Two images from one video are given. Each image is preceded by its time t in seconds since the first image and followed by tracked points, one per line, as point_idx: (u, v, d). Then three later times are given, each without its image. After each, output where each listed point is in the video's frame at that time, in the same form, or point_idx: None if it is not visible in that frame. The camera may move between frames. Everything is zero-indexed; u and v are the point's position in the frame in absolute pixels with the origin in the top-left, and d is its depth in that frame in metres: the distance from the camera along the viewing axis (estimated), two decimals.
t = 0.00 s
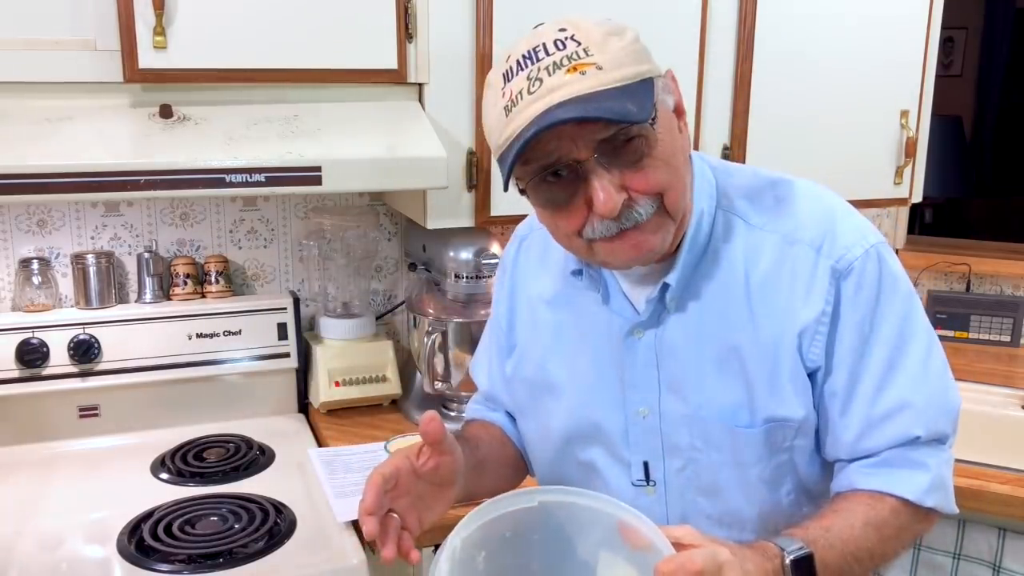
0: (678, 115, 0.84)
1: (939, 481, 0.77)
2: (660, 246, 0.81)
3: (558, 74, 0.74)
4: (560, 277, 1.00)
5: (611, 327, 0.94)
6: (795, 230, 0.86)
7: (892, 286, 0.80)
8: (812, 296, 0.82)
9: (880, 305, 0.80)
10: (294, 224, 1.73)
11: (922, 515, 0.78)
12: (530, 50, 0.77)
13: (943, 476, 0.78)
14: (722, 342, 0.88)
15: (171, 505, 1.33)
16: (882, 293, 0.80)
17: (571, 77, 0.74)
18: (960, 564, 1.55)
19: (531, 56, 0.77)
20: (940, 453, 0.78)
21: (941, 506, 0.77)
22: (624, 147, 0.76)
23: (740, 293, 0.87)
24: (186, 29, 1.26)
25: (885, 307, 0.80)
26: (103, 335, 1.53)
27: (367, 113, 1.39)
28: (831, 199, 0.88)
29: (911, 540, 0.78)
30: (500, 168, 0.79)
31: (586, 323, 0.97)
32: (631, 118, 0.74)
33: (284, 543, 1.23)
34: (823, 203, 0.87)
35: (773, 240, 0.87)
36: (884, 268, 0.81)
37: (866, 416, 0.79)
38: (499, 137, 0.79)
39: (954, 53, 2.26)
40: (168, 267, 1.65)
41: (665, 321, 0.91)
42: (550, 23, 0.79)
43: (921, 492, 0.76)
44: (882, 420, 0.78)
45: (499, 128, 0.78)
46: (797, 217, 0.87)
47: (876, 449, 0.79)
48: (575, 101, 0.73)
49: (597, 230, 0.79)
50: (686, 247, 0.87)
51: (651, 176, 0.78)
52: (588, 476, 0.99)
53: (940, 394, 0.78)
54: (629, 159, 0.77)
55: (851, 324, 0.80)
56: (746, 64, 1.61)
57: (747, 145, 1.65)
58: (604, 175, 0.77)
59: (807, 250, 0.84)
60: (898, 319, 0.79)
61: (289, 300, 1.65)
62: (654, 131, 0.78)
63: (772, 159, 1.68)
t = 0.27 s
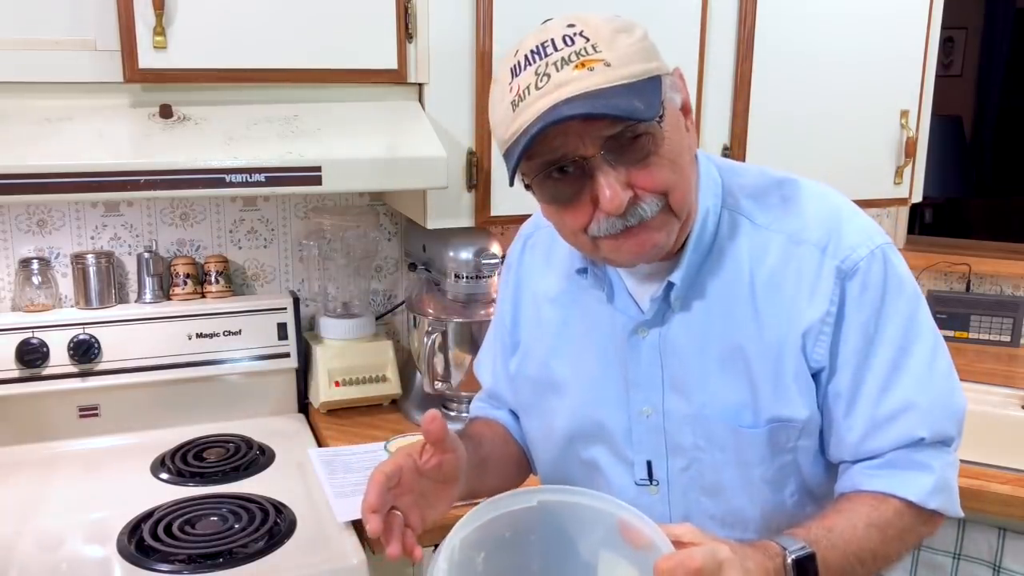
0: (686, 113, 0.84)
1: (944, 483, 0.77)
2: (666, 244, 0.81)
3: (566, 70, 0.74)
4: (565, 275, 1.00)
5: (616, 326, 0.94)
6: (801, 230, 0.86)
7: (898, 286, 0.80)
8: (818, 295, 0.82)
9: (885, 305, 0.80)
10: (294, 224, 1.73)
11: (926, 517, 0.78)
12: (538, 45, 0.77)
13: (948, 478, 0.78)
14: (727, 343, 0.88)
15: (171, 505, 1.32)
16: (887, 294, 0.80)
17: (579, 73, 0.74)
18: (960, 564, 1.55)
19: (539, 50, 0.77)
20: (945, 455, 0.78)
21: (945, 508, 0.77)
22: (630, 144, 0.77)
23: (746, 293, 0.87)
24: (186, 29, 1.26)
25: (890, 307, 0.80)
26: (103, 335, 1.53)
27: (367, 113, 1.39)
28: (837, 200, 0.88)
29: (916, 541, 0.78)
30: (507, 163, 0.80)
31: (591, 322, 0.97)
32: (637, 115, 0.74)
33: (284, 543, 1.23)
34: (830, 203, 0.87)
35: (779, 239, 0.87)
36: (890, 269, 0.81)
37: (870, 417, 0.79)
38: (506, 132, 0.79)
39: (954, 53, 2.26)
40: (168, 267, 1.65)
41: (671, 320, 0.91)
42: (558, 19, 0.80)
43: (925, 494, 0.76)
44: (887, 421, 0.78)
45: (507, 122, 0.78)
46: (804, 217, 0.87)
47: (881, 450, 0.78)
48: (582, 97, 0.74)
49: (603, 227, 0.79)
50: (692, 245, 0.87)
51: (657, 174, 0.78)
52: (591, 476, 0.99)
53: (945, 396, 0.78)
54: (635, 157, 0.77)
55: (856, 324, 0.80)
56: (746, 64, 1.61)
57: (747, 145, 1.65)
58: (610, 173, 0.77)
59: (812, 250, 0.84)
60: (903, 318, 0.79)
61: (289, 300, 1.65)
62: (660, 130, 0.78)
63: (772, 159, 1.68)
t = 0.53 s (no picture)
0: (689, 116, 0.84)
1: (945, 484, 0.77)
2: (668, 250, 0.81)
3: (569, 75, 0.74)
4: (568, 275, 1.00)
5: (618, 325, 0.94)
6: (803, 229, 0.86)
7: (901, 286, 0.80)
8: (820, 295, 0.82)
9: (888, 305, 0.80)
10: (294, 224, 1.73)
11: (928, 517, 0.78)
12: (542, 49, 0.77)
13: (949, 479, 0.77)
14: (729, 343, 0.88)
15: (171, 505, 1.32)
16: (890, 294, 0.80)
17: (583, 78, 0.73)
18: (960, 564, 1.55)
19: (542, 55, 0.77)
20: (946, 456, 0.78)
21: (947, 509, 0.77)
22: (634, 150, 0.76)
23: (748, 293, 0.87)
24: (186, 29, 1.26)
25: (894, 307, 0.80)
26: (103, 335, 1.53)
27: (367, 113, 1.39)
28: (841, 200, 0.88)
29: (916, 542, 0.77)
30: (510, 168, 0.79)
31: (594, 322, 0.97)
32: (642, 122, 0.74)
33: (284, 543, 1.23)
34: (833, 204, 0.87)
35: (782, 239, 0.87)
36: (893, 269, 0.80)
37: (872, 417, 0.79)
38: (509, 136, 0.79)
39: (954, 53, 2.26)
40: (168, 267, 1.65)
41: (673, 319, 0.90)
42: (561, 22, 0.79)
43: (926, 495, 0.75)
44: (888, 422, 0.78)
45: (510, 126, 0.78)
46: (807, 217, 0.86)
47: (883, 451, 0.78)
48: (586, 103, 0.73)
49: (606, 232, 0.79)
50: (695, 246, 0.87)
51: (659, 179, 0.78)
52: (592, 475, 0.99)
53: (947, 397, 0.78)
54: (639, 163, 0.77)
55: (858, 324, 0.80)
56: (746, 64, 1.61)
57: (747, 145, 1.65)
58: (614, 179, 0.77)
59: (815, 250, 0.84)
60: (905, 318, 0.79)
61: (289, 300, 1.65)
62: (663, 134, 0.78)
63: (772, 159, 1.68)
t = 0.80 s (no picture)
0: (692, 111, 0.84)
1: (944, 484, 0.77)
2: (670, 245, 0.81)
3: (573, 70, 0.74)
4: (570, 271, 1.01)
5: (619, 321, 0.94)
6: (805, 227, 0.86)
7: (902, 286, 0.80)
8: (821, 293, 0.82)
9: (888, 304, 0.80)
10: (294, 225, 1.73)
11: (926, 517, 0.78)
12: (547, 43, 0.77)
13: (948, 480, 0.77)
14: (730, 340, 0.88)
15: (171, 505, 1.32)
16: (891, 293, 0.80)
17: (586, 73, 0.73)
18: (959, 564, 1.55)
19: (547, 49, 0.77)
20: (945, 457, 0.78)
21: (945, 509, 0.77)
22: (637, 145, 0.77)
23: (749, 290, 0.87)
24: (186, 29, 1.26)
25: (895, 306, 0.79)
26: (103, 335, 1.53)
27: (368, 113, 1.39)
28: (843, 198, 0.88)
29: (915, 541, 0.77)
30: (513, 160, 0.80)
31: (595, 318, 0.97)
32: (645, 116, 0.74)
33: (284, 543, 1.23)
34: (835, 202, 0.86)
35: (784, 237, 0.87)
36: (895, 268, 0.80)
37: (871, 415, 0.79)
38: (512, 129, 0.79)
39: (954, 53, 2.26)
40: (169, 267, 1.65)
41: (675, 316, 0.91)
42: (567, 17, 0.79)
43: (924, 495, 0.75)
44: (887, 421, 0.78)
45: (513, 119, 0.78)
46: (809, 214, 0.86)
47: (882, 450, 0.78)
48: (588, 98, 0.73)
49: (609, 226, 0.79)
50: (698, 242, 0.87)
51: (662, 175, 0.78)
52: (592, 472, 0.99)
53: (947, 397, 0.78)
54: (642, 157, 0.77)
55: (858, 323, 0.80)
56: (746, 64, 1.61)
57: (747, 145, 1.65)
58: (616, 174, 0.77)
59: (817, 248, 0.84)
60: (906, 317, 0.79)
61: (289, 300, 1.65)
62: (666, 130, 0.78)
63: (771, 159, 1.68)
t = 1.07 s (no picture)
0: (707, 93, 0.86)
1: (933, 473, 0.73)
2: (687, 221, 0.83)
3: (591, 49, 0.76)
4: (584, 253, 1.04)
5: (627, 302, 0.98)
6: (814, 215, 0.87)
7: (905, 275, 0.79)
8: (823, 278, 0.83)
9: (888, 291, 0.79)
10: (294, 224, 1.73)
11: (916, 510, 0.74)
12: (564, 25, 0.79)
13: (939, 470, 0.74)
14: (733, 323, 0.90)
15: (171, 505, 1.32)
16: (892, 281, 0.79)
17: (605, 52, 0.75)
18: (959, 564, 1.55)
19: (565, 31, 0.79)
20: (939, 449, 0.75)
21: (931, 502, 0.74)
22: (654, 122, 0.79)
23: (755, 274, 0.89)
24: (186, 29, 1.26)
25: (896, 294, 0.79)
26: (103, 335, 1.53)
27: (368, 113, 1.39)
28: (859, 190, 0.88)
29: (898, 535, 0.74)
30: (532, 139, 0.82)
31: (605, 299, 1.00)
32: (663, 95, 0.76)
33: (284, 543, 1.23)
34: (849, 194, 0.87)
35: (793, 225, 0.88)
36: (899, 258, 0.80)
37: (862, 401, 0.79)
38: (530, 108, 0.81)
39: (954, 53, 2.26)
40: (169, 267, 1.65)
41: (680, 297, 0.93)
42: None
43: (909, 478, 0.73)
44: (877, 408, 0.77)
45: (532, 100, 0.81)
46: (819, 203, 0.87)
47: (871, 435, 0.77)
48: (607, 76, 0.75)
49: (623, 202, 0.82)
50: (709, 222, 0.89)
51: (677, 151, 0.80)
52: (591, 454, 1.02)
53: (944, 388, 0.76)
54: (658, 134, 0.79)
55: (856, 308, 0.80)
56: (746, 64, 1.61)
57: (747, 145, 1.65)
58: (633, 150, 0.79)
59: (823, 235, 0.85)
60: (907, 304, 0.78)
61: (289, 300, 1.65)
62: (682, 107, 0.80)
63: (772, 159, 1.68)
